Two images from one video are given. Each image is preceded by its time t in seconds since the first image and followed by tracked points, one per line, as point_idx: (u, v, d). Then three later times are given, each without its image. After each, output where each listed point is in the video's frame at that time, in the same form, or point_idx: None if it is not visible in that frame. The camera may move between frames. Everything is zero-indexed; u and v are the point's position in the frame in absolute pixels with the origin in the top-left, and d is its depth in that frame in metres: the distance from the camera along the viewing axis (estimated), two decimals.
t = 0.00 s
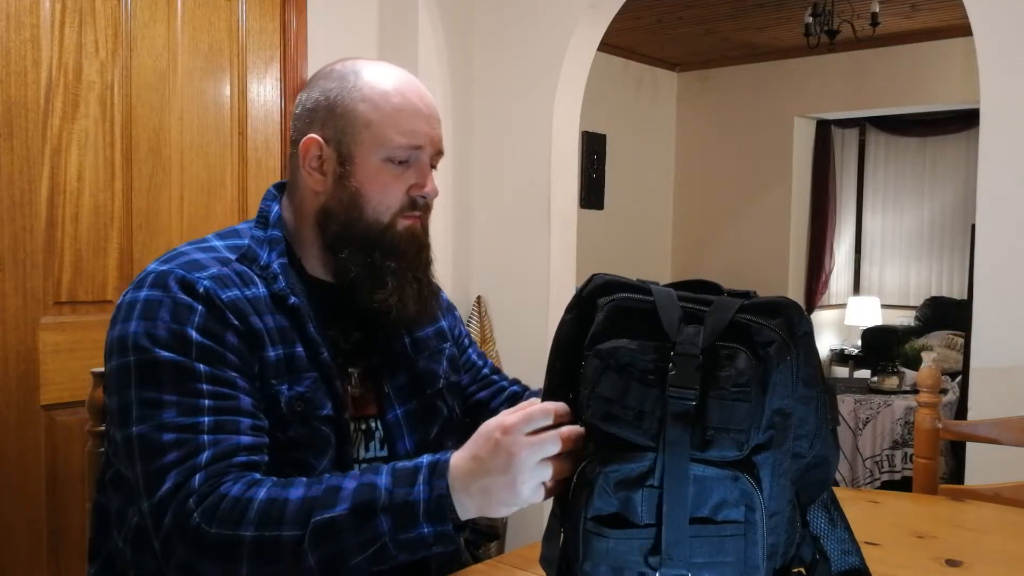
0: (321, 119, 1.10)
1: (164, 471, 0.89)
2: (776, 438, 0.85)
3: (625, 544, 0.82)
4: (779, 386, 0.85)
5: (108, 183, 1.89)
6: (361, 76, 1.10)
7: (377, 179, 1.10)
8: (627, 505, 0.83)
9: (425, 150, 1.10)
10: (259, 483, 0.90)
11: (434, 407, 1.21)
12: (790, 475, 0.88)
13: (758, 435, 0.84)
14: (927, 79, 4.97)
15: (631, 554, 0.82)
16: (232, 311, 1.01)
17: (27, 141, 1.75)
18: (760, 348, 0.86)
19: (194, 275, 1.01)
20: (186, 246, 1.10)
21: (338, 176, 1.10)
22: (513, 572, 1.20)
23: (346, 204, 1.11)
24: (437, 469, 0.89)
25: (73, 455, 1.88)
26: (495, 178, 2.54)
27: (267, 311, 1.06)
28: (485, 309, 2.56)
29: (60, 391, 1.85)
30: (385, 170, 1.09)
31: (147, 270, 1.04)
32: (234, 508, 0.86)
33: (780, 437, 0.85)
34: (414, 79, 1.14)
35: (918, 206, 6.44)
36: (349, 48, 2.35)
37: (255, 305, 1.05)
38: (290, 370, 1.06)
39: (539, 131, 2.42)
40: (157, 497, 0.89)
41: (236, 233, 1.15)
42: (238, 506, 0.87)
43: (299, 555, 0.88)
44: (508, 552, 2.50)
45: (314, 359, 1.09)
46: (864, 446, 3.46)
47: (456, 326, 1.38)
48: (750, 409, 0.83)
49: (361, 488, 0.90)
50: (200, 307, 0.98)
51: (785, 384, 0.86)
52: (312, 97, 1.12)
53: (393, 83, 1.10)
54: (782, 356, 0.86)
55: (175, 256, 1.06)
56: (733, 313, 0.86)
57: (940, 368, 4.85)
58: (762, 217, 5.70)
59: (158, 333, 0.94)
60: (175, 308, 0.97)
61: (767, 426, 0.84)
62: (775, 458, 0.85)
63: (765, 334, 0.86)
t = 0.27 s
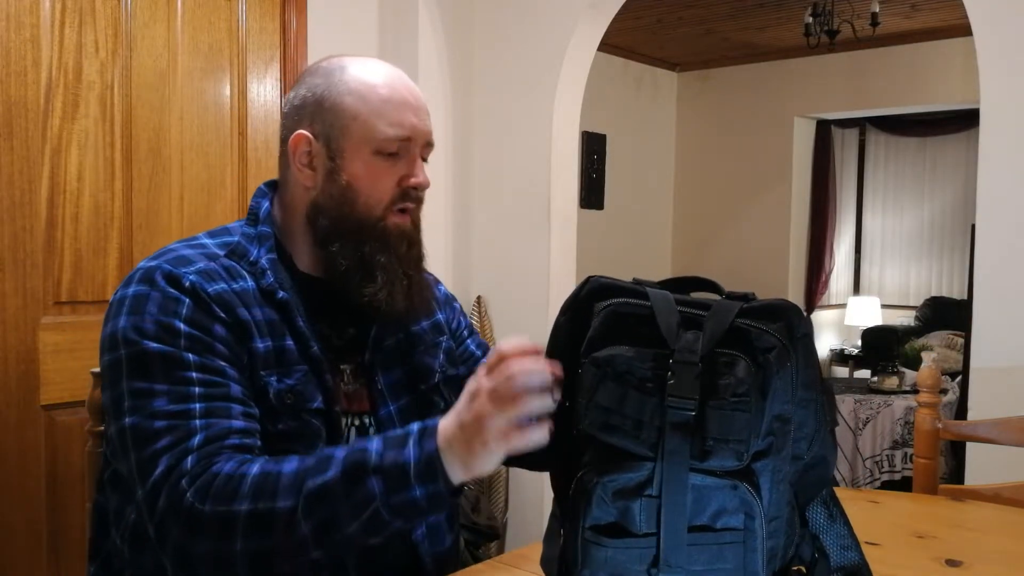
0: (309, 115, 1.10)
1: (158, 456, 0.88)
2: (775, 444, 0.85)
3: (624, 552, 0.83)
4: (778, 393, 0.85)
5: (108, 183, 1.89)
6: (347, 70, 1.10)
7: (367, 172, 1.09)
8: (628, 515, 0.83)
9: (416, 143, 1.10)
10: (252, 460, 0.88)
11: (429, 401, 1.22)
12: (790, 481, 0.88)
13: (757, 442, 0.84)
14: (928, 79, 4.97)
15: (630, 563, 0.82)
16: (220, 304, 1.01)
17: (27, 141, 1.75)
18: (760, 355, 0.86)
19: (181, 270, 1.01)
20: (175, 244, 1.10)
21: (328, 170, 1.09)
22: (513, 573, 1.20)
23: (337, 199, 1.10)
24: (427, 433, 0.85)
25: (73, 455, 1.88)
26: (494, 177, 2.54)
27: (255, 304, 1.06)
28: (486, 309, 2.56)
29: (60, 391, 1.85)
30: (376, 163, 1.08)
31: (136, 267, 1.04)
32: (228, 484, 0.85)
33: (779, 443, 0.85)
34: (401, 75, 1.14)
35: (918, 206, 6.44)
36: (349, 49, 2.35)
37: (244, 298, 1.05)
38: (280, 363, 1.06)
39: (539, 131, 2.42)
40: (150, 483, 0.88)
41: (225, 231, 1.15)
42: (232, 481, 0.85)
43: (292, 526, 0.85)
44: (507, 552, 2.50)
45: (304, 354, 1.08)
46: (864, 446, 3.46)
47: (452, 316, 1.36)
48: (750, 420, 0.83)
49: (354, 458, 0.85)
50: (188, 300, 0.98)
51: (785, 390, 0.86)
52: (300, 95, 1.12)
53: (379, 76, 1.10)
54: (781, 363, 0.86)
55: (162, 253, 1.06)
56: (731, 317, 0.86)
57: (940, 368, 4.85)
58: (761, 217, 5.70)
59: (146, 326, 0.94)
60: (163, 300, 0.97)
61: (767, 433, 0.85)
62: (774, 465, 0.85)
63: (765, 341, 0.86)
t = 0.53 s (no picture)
0: (292, 114, 1.09)
1: (171, 441, 0.87)
2: (786, 437, 0.85)
3: (636, 548, 0.83)
4: (790, 385, 0.85)
5: (107, 184, 1.89)
6: (330, 67, 1.08)
7: (351, 170, 1.07)
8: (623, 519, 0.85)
9: (400, 137, 1.07)
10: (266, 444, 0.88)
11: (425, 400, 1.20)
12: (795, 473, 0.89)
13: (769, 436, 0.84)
14: (928, 79, 4.97)
15: (643, 557, 0.83)
16: (218, 298, 1.01)
17: (27, 141, 1.75)
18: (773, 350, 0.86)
19: (178, 268, 1.01)
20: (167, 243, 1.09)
21: (313, 170, 1.08)
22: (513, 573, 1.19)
23: (324, 198, 1.09)
24: (445, 411, 0.87)
25: (73, 455, 1.88)
26: (495, 178, 2.54)
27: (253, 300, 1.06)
28: (485, 309, 2.56)
29: (60, 391, 1.85)
30: (360, 160, 1.07)
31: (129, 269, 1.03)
32: (244, 464, 0.85)
33: (789, 436, 0.86)
34: (386, 69, 1.11)
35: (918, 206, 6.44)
36: (349, 49, 2.35)
37: (242, 293, 1.05)
38: (280, 359, 1.06)
39: (539, 131, 2.42)
40: (161, 473, 0.86)
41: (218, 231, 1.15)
42: (248, 462, 0.85)
43: (309, 504, 0.84)
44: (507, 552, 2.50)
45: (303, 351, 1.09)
46: (864, 446, 3.46)
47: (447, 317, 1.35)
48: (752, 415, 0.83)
49: (374, 441, 0.86)
50: (187, 295, 0.97)
51: (795, 383, 0.86)
52: (282, 95, 1.11)
53: (361, 71, 1.07)
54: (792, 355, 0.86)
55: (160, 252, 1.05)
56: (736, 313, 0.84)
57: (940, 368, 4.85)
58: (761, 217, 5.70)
59: (145, 321, 0.93)
60: (161, 296, 0.96)
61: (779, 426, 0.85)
62: (785, 458, 0.85)
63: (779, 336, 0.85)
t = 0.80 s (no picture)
0: (275, 115, 1.08)
1: (198, 427, 0.79)
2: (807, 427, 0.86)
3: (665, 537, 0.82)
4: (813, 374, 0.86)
5: (107, 184, 1.89)
6: (311, 61, 1.06)
7: (339, 169, 1.07)
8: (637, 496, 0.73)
9: (385, 132, 1.06)
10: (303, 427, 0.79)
11: (422, 396, 1.18)
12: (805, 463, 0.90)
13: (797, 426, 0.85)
14: (927, 79, 4.97)
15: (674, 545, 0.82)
16: (224, 292, 0.97)
17: (27, 141, 1.75)
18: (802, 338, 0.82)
19: (181, 267, 0.96)
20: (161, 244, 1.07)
21: (300, 171, 1.08)
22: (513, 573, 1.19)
23: (313, 199, 1.08)
24: (496, 408, 0.73)
25: (73, 454, 1.88)
26: (495, 178, 2.54)
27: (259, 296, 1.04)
28: (486, 308, 2.56)
29: (60, 391, 1.85)
30: (346, 158, 1.06)
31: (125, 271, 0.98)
32: (282, 446, 0.76)
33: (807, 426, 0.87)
34: (368, 64, 1.09)
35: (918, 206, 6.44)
36: (349, 49, 2.35)
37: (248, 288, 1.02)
38: (288, 354, 1.04)
39: (539, 131, 2.42)
40: (191, 460, 0.78)
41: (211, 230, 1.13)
42: (286, 445, 0.76)
43: (351, 491, 0.74)
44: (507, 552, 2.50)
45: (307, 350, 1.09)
46: (864, 446, 3.46)
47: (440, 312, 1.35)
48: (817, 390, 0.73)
49: (421, 427, 0.75)
50: (194, 291, 0.93)
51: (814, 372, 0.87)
52: (263, 97, 1.10)
53: (341, 66, 1.06)
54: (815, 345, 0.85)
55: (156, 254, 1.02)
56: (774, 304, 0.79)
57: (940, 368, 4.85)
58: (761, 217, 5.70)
59: (152, 317, 0.87)
60: (167, 291, 0.91)
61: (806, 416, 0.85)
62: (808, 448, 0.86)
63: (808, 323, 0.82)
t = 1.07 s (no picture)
0: (262, 118, 1.05)
1: (228, 403, 0.75)
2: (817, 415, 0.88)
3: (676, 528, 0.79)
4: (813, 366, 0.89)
5: (107, 184, 1.89)
6: (298, 58, 1.04)
7: (331, 170, 1.04)
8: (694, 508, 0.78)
9: (374, 129, 1.04)
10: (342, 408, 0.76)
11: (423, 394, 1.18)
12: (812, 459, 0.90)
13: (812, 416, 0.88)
14: (927, 79, 4.97)
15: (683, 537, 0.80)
16: (237, 284, 0.95)
17: (27, 141, 1.75)
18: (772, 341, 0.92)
19: (192, 262, 0.93)
20: (158, 245, 1.04)
21: (291, 173, 1.05)
22: None
23: (307, 201, 1.06)
24: (555, 405, 0.68)
25: (73, 453, 1.88)
26: (495, 178, 2.54)
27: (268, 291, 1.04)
28: (485, 309, 2.56)
29: (60, 390, 1.85)
30: (337, 158, 1.03)
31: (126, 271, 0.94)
32: (325, 421, 0.73)
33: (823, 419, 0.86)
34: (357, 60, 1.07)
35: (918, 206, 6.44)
36: (349, 49, 2.35)
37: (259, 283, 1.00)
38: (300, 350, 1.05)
39: (539, 131, 2.42)
40: (222, 437, 0.74)
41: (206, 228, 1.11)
42: (327, 420, 0.73)
43: (394, 473, 0.71)
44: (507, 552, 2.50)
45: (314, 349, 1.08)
46: (864, 446, 3.46)
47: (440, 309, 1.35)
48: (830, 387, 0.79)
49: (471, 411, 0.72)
50: (206, 282, 0.90)
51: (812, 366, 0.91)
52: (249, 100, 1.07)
53: (329, 61, 1.03)
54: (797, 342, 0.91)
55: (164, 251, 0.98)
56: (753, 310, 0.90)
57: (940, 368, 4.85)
58: (761, 217, 5.70)
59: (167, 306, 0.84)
60: (179, 282, 0.87)
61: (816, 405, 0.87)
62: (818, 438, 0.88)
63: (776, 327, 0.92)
